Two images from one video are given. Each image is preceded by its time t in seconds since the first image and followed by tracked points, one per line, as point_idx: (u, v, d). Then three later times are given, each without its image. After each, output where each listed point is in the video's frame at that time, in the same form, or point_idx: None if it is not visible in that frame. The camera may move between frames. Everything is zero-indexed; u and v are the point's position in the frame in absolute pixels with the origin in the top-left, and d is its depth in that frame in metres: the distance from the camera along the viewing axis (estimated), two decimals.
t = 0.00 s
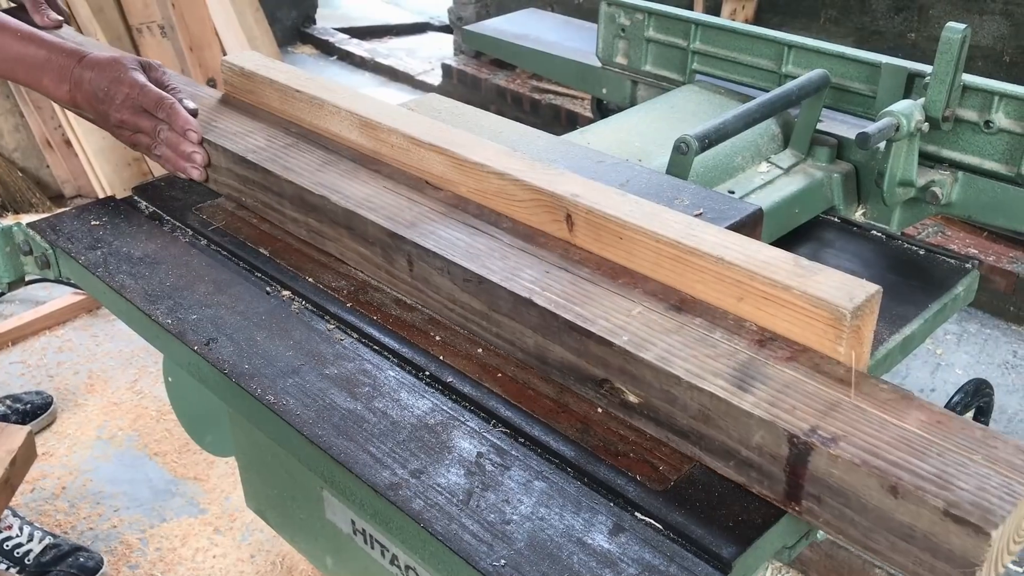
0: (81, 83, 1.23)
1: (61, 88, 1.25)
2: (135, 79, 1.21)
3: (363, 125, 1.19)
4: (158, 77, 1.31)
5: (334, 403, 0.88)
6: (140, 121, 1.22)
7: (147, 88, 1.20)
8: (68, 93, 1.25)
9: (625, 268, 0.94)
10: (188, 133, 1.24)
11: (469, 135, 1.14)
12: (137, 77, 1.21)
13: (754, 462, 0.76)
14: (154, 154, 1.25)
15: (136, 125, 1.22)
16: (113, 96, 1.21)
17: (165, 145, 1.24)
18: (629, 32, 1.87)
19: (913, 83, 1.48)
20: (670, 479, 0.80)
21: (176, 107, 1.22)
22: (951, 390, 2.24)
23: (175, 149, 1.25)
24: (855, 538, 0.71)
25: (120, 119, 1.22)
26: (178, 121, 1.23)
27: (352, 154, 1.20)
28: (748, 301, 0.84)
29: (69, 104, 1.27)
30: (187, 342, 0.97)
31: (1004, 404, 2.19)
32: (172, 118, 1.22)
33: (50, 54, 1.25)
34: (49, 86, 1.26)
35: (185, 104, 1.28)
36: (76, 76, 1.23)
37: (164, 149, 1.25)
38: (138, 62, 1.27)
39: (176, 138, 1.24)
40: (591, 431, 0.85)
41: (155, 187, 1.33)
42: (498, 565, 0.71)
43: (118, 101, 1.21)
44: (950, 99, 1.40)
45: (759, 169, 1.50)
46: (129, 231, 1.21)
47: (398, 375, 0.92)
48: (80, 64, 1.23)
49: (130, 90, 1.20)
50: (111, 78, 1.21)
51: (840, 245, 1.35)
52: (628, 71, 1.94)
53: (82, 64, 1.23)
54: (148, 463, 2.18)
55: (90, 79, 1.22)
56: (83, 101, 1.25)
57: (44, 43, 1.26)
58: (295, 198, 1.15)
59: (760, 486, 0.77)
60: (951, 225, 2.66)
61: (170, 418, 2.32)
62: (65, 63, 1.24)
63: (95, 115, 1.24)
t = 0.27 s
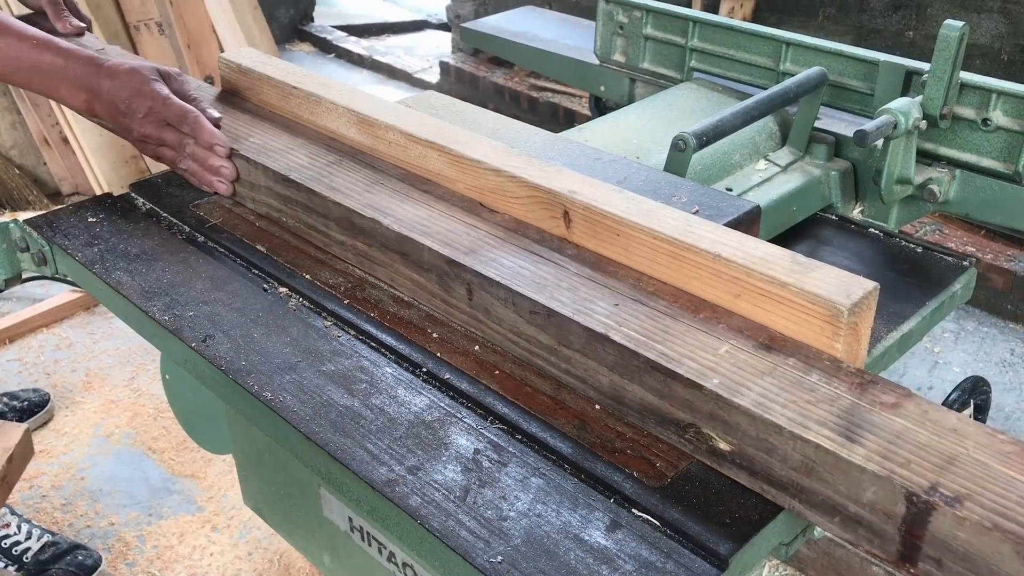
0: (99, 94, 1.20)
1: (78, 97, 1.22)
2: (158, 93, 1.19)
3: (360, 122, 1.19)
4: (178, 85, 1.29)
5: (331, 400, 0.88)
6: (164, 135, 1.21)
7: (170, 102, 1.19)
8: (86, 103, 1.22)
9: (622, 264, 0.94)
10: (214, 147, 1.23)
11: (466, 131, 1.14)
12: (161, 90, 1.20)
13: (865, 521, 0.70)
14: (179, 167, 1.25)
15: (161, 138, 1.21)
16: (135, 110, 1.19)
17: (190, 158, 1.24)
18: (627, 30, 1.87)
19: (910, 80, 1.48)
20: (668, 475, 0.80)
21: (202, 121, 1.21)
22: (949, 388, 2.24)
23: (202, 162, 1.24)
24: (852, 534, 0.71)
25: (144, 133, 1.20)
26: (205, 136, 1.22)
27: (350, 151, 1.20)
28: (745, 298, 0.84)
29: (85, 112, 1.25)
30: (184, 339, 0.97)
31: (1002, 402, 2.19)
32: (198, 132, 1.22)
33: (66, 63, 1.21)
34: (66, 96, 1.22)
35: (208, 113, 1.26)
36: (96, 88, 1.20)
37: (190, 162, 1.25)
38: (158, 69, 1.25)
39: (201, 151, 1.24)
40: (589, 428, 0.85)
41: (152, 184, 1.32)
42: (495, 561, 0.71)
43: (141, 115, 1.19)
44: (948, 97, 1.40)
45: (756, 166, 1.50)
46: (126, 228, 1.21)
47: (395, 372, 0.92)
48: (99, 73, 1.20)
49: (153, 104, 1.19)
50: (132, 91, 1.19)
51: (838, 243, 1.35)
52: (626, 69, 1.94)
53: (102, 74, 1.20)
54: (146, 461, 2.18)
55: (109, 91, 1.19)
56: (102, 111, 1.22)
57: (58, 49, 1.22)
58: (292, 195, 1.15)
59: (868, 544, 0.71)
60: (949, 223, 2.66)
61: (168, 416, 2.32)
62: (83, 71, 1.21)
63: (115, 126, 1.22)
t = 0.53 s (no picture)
0: (70, 82, 1.22)
1: (50, 88, 1.23)
2: (127, 77, 1.22)
3: (358, 122, 1.19)
4: (144, 73, 1.32)
5: (329, 399, 0.88)
6: (132, 118, 1.23)
7: (138, 86, 1.21)
8: (61, 93, 1.23)
9: (620, 264, 0.94)
10: (179, 129, 1.26)
11: (465, 131, 1.14)
12: (128, 75, 1.22)
13: None
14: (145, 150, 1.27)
15: (128, 122, 1.23)
16: (104, 94, 1.21)
17: (157, 141, 1.27)
18: (626, 30, 1.87)
19: (908, 81, 1.49)
20: (665, 475, 0.80)
21: (167, 104, 1.23)
22: (947, 388, 2.24)
23: (167, 145, 1.27)
24: (849, 532, 0.72)
25: (113, 117, 1.22)
26: (169, 118, 1.24)
27: (348, 151, 1.20)
28: (742, 297, 0.84)
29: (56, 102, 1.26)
30: (181, 339, 0.97)
31: (999, 402, 2.19)
32: (164, 114, 1.24)
33: (37, 53, 1.22)
34: (37, 86, 1.23)
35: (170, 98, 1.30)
36: (68, 77, 1.22)
37: (157, 145, 1.27)
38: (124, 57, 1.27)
39: (167, 134, 1.26)
40: (586, 428, 0.86)
41: (150, 183, 1.32)
42: (492, 561, 0.71)
43: (109, 99, 1.21)
44: (946, 97, 1.40)
45: (754, 166, 1.50)
46: (124, 227, 1.21)
47: (393, 371, 0.92)
48: (69, 61, 1.22)
49: (121, 88, 1.21)
50: (101, 77, 1.21)
51: (836, 243, 1.35)
52: (624, 69, 1.94)
53: (72, 63, 1.22)
54: (144, 460, 2.18)
55: (80, 78, 1.21)
56: (74, 100, 1.24)
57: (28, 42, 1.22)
58: (291, 195, 1.15)
59: None
60: (947, 223, 2.66)
61: (166, 415, 2.32)
62: (53, 61, 1.22)
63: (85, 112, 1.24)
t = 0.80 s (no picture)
0: (102, 98, 1.18)
1: (81, 103, 1.19)
2: (162, 95, 1.17)
3: (357, 123, 1.19)
4: (181, 91, 1.28)
5: (328, 401, 0.88)
6: (168, 138, 1.18)
7: (175, 104, 1.16)
8: (92, 109, 1.19)
9: (619, 266, 0.94)
10: (218, 150, 1.20)
11: (463, 132, 1.14)
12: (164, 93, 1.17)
13: None
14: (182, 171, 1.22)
15: (164, 141, 1.18)
16: (138, 112, 1.17)
17: (193, 162, 1.21)
18: (626, 31, 1.87)
19: (908, 81, 1.48)
20: (664, 477, 0.80)
21: (206, 124, 1.18)
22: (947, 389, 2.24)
23: (204, 166, 1.21)
24: (847, 532, 0.72)
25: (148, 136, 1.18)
26: (208, 139, 1.19)
27: (347, 152, 1.20)
28: (741, 299, 0.84)
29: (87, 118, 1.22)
30: (180, 340, 0.97)
31: (999, 403, 2.19)
32: (202, 135, 1.18)
33: (69, 68, 1.18)
34: (68, 102, 1.20)
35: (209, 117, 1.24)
36: (100, 93, 1.17)
37: (193, 166, 1.21)
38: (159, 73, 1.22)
39: (205, 156, 1.21)
40: (585, 429, 0.85)
41: (149, 184, 1.32)
42: (490, 563, 0.71)
43: (143, 117, 1.17)
44: (946, 98, 1.40)
45: (754, 167, 1.50)
46: (123, 228, 1.20)
47: (391, 373, 0.92)
48: (101, 77, 1.18)
49: (157, 107, 1.16)
50: (136, 94, 1.17)
51: (835, 244, 1.35)
52: (624, 69, 1.94)
53: (104, 78, 1.18)
54: (143, 461, 2.18)
55: (113, 95, 1.17)
56: (105, 116, 1.19)
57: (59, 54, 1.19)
58: (289, 196, 1.15)
59: None
60: (947, 224, 2.66)
61: (166, 416, 2.32)
62: (85, 76, 1.18)
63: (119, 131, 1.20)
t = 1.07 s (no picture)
0: (71, 92, 1.21)
1: (52, 99, 1.23)
2: (128, 87, 1.19)
3: (349, 125, 1.19)
4: (149, 82, 1.28)
5: (318, 405, 0.87)
6: (136, 128, 1.21)
7: (140, 95, 1.19)
8: (63, 104, 1.23)
9: (610, 269, 0.93)
10: (184, 138, 1.23)
11: (456, 135, 1.14)
12: (129, 84, 1.20)
13: None
14: (150, 160, 1.25)
15: (132, 131, 1.21)
16: (106, 104, 1.20)
17: (162, 151, 1.24)
18: (620, 32, 1.87)
19: (903, 84, 1.48)
20: (654, 481, 0.80)
21: (170, 113, 1.20)
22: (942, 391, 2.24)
23: (172, 154, 1.24)
24: (839, 538, 0.71)
25: (116, 127, 1.21)
26: (173, 127, 1.21)
27: (339, 154, 1.20)
28: (733, 303, 0.83)
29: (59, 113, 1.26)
30: (170, 343, 0.97)
31: (995, 405, 2.19)
32: (167, 123, 1.21)
33: (38, 65, 1.23)
34: (40, 98, 1.24)
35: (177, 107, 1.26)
36: (70, 87, 1.21)
37: (161, 155, 1.25)
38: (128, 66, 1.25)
39: (172, 144, 1.24)
40: (576, 433, 0.85)
41: (141, 187, 1.32)
42: (479, 569, 0.71)
43: (111, 109, 1.20)
44: (940, 100, 1.40)
45: (748, 169, 1.50)
46: (115, 231, 1.20)
47: (382, 376, 0.92)
48: (69, 71, 1.22)
49: (122, 98, 1.19)
50: (103, 86, 1.20)
51: (830, 247, 1.35)
52: (619, 71, 1.94)
53: (73, 72, 1.21)
54: (138, 463, 2.17)
55: (81, 88, 1.20)
56: (75, 110, 1.23)
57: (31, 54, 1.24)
58: (282, 198, 1.14)
59: None
60: (943, 226, 2.66)
61: (160, 418, 2.32)
62: (55, 72, 1.22)
63: (90, 124, 1.23)
